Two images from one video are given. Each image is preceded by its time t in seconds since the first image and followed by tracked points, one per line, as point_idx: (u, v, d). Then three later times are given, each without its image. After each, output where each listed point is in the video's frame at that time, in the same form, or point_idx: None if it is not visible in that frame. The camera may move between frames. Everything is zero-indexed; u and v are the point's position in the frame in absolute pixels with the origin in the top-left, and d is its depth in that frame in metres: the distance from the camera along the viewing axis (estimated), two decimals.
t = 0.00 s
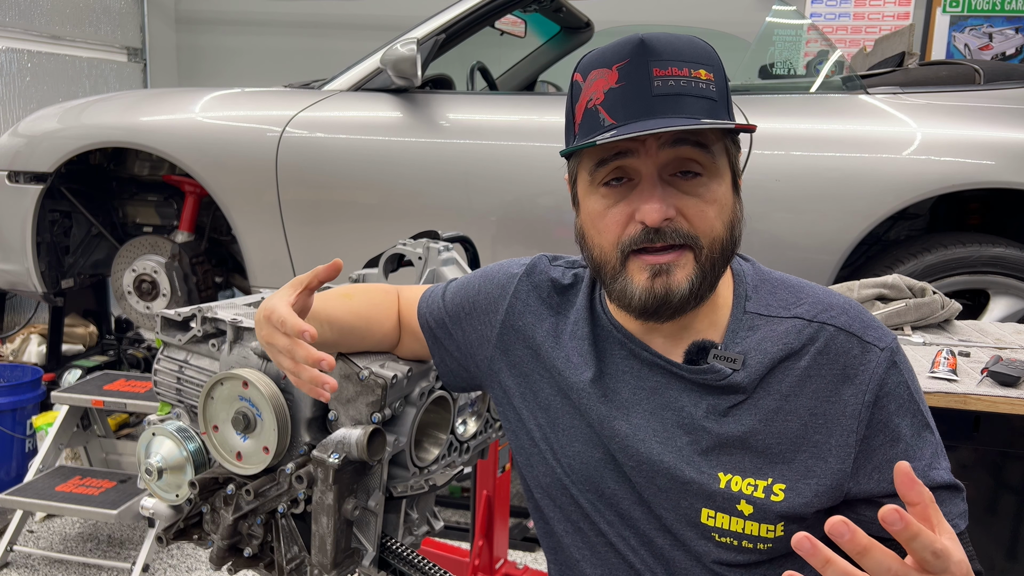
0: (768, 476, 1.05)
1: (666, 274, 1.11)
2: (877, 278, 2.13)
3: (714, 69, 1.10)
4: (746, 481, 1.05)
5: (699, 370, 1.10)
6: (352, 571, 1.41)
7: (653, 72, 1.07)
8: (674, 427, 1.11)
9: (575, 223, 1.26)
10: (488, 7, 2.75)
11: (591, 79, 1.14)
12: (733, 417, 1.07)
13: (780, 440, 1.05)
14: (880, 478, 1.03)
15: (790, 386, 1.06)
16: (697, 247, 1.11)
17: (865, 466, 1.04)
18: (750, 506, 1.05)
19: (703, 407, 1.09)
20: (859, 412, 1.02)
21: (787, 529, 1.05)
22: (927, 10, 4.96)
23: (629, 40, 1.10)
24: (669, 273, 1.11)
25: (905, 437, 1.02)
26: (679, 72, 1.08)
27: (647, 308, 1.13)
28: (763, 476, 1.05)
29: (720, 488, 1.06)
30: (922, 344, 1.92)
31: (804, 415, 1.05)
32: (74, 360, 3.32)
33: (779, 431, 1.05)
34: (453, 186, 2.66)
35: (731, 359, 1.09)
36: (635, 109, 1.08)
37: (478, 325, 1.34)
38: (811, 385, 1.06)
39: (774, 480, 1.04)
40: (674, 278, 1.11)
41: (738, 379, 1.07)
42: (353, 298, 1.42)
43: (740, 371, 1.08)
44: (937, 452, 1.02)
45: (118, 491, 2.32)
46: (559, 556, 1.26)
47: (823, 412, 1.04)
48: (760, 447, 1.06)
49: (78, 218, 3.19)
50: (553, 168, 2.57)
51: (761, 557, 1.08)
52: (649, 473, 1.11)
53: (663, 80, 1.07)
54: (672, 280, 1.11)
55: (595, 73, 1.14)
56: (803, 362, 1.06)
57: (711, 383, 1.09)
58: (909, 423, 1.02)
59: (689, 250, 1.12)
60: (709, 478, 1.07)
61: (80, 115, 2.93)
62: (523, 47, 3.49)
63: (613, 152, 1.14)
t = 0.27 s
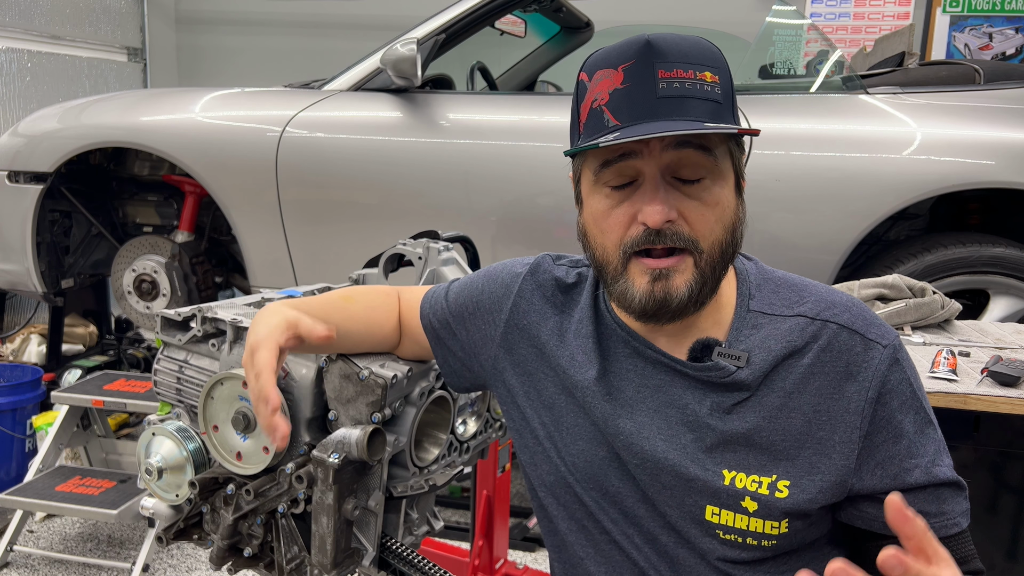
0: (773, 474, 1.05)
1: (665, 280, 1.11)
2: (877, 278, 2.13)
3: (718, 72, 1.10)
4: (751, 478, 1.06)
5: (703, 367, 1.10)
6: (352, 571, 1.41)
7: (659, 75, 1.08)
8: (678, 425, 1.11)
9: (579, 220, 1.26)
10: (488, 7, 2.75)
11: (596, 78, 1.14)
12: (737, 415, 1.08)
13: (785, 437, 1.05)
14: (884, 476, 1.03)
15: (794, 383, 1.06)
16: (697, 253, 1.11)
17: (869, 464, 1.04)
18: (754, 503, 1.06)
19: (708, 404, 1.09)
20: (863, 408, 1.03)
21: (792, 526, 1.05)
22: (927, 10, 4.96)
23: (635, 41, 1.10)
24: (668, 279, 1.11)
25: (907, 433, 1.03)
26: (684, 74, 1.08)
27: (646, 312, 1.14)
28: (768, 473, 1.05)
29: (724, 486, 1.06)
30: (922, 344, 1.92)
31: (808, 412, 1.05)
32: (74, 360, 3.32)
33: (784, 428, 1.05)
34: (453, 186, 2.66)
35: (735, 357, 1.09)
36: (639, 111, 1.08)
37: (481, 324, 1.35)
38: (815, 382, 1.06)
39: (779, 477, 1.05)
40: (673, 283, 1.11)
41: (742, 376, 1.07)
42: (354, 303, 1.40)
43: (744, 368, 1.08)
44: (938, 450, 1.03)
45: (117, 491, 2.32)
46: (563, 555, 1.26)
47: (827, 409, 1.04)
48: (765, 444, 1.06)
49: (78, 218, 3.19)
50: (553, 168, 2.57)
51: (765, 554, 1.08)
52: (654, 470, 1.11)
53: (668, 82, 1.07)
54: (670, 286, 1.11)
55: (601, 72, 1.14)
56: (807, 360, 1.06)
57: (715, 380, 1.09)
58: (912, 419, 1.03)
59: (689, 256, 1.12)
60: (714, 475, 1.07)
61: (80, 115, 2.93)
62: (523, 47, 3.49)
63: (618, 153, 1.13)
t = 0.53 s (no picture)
0: (777, 474, 1.06)
1: (666, 256, 1.11)
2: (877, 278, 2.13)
3: (732, 67, 1.11)
4: (755, 478, 1.06)
5: (706, 368, 1.10)
6: (352, 571, 1.41)
7: (675, 63, 1.08)
8: (681, 425, 1.11)
9: (584, 211, 1.26)
10: (488, 6, 2.75)
11: (613, 65, 1.14)
12: (740, 415, 1.08)
13: (788, 439, 1.05)
14: (885, 478, 1.04)
15: (797, 385, 1.06)
16: (702, 238, 1.11)
17: (870, 467, 1.05)
18: (759, 501, 1.06)
19: (710, 405, 1.09)
20: (865, 410, 1.04)
21: (796, 524, 1.06)
22: (927, 10, 4.96)
23: (655, 29, 1.10)
24: (669, 256, 1.11)
25: (908, 436, 1.04)
26: (700, 64, 1.09)
27: (645, 289, 1.13)
28: (772, 473, 1.06)
29: (729, 485, 1.07)
30: (922, 344, 1.92)
31: (811, 414, 1.05)
32: (74, 360, 3.32)
33: (787, 429, 1.06)
34: (453, 186, 2.66)
35: (738, 357, 1.09)
36: (655, 95, 1.07)
37: (483, 324, 1.35)
38: (818, 384, 1.06)
39: (782, 477, 1.06)
40: (674, 260, 1.11)
41: (746, 377, 1.07)
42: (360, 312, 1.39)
43: (747, 369, 1.08)
44: (938, 453, 1.04)
45: (118, 491, 2.32)
46: (564, 554, 1.26)
47: (830, 411, 1.05)
48: (768, 446, 1.05)
49: (78, 218, 3.19)
50: (553, 167, 2.57)
51: (769, 551, 1.09)
52: (657, 471, 1.11)
53: (684, 70, 1.08)
54: (672, 262, 1.11)
55: (618, 60, 1.14)
56: (810, 361, 1.07)
57: (718, 380, 1.09)
58: (912, 422, 1.04)
59: (694, 239, 1.11)
60: (717, 474, 1.07)
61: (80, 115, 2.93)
62: (524, 47, 3.49)
63: (629, 133, 1.14)
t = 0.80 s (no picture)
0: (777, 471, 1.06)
1: (672, 280, 1.12)
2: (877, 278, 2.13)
3: (742, 75, 1.11)
4: (754, 474, 1.06)
5: (707, 365, 1.10)
6: (352, 571, 1.41)
7: (686, 74, 1.09)
8: (682, 422, 1.11)
9: (588, 214, 1.26)
10: (488, 7, 2.75)
11: (620, 72, 1.14)
12: (741, 411, 1.08)
13: (789, 434, 1.06)
14: (887, 473, 1.04)
15: (798, 381, 1.07)
16: (707, 252, 1.12)
17: (871, 462, 1.05)
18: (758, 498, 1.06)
19: (711, 402, 1.09)
20: (865, 405, 1.04)
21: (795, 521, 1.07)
22: (927, 10, 4.96)
23: (662, 37, 1.10)
24: (675, 279, 1.12)
25: (909, 430, 1.04)
26: (710, 75, 1.09)
27: (651, 308, 1.14)
28: (772, 469, 1.06)
29: (728, 481, 1.07)
30: (922, 344, 1.92)
31: (811, 409, 1.06)
32: (74, 360, 3.32)
33: (787, 425, 1.06)
34: (453, 186, 2.66)
35: (740, 355, 1.08)
36: (665, 110, 1.09)
37: (485, 323, 1.35)
38: (818, 380, 1.07)
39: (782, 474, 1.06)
40: (681, 283, 1.12)
41: (747, 374, 1.07)
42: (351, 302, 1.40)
43: (748, 366, 1.08)
44: (941, 446, 1.04)
45: (118, 490, 2.32)
46: (565, 552, 1.25)
47: (830, 406, 1.05)
48: (768, 442, 1.06)
49: (78, 218, 3.19)
50: (553, 168, 2.57)
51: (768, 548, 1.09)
52: (658, 467, 1.11)
53: (693, 81, 1.08)
54: (678, 285, 1.12)
55: (625, 66, 1.13)
56: (810, 357, 1.07)
57: (719, 377, 1.09)
58: (913, 416, 1.04)
59: (699, 256, 1.12)
60: (717, 470, 1.07)
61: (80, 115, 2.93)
62: (524, 47, 3.49)
63: (636, 145, 1.13)
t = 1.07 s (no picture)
0: (781, 474, 1.06)
1: (673, 271, 1.12)
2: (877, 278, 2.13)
3: (739, 71, 1.12)
4: (759, 477, 1.06)
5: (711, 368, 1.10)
6: (352, 571, 1.41)
7: (682, 69, 1.09)
8: (686, 424, 1.11)
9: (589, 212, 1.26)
10: (488, 7, 2.75)
11: (617, 71, 1.14)
12: (745, 415, 1.08)
13: (793, 439, 1.06)
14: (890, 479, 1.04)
15: (803, 385, 1.07)
16: (708, 246, 1.12)
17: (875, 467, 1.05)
18: (762, 500, 1.06)
19: (715, 404, 1.09)
20: (870, 410, 1.04)
21: (799, 523, 1.06)
22: (927, 10, 4.96)
23: (657, 37, 1.11)
24: (676, 269, 1.12)
25: (914, 436, 1.04)
26: (706, 70, 1.09)
27: (653, 300, 1.14)
28: (776, 473, 1.06)
29: (732, 484, 1.07)
30: (922, 344, 1.92)
31: (816, 413, 1.06)
32: (74, 360, 3.32)
33: (792, 429, 1.06)
34: (453, 186, 2.66)
35: (744, 358, 1.08)
36: (660, 105, 1.08)
37: (487, 323, 1.35)
38: (823, 384, 1.06)
39: (787, 477, 1.06)
40: (682, 273, 1.12)
41: (751, 377, 1.07)
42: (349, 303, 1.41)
43: (752, 369, 1.08)
44: (944, 453, 1.04)
45: (118, 490, 2.32)
46: (567, 552, 1.25)
47: (834, 410, 1.05)
48: (773, 446, 1.06)
49: (78, 218, 3.19)
50: (553, 168, 2.57)
51: (771, 550, 1.09)
52: (662, 469, 1.11)
53: (690, 77, 1.08)
54: (679, 276, 1.12)
55: (622, 65, 1.14)
56: (815, 361, 1.07)
57: (723, 380, 1.09)
58: (918, 422, 1.04)
59: (700, 248, 1.12)
60: (721, 473, 1.07)
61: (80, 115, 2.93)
62: (524, 47, 3.49)
63: (634, 141, 1.14)
